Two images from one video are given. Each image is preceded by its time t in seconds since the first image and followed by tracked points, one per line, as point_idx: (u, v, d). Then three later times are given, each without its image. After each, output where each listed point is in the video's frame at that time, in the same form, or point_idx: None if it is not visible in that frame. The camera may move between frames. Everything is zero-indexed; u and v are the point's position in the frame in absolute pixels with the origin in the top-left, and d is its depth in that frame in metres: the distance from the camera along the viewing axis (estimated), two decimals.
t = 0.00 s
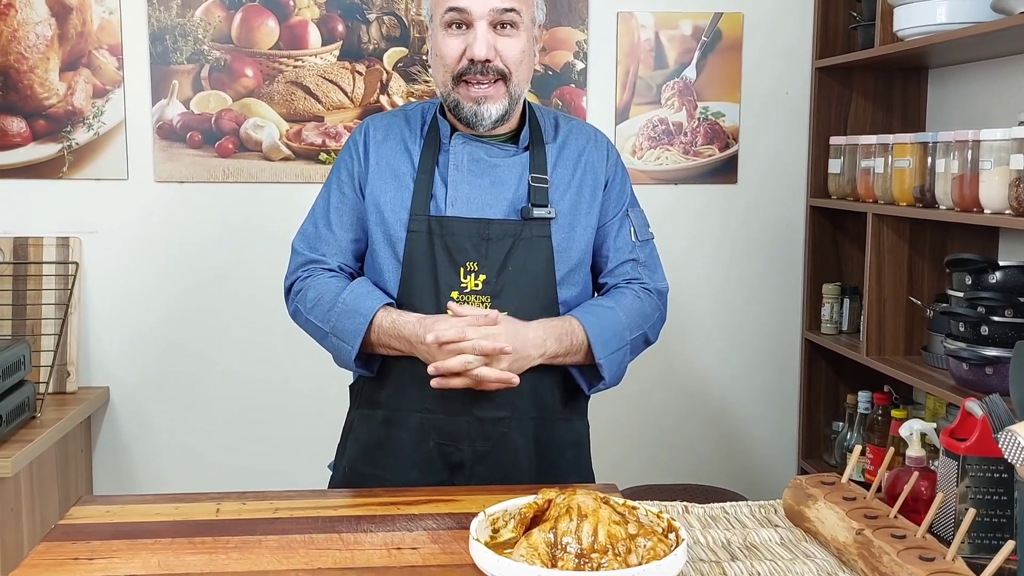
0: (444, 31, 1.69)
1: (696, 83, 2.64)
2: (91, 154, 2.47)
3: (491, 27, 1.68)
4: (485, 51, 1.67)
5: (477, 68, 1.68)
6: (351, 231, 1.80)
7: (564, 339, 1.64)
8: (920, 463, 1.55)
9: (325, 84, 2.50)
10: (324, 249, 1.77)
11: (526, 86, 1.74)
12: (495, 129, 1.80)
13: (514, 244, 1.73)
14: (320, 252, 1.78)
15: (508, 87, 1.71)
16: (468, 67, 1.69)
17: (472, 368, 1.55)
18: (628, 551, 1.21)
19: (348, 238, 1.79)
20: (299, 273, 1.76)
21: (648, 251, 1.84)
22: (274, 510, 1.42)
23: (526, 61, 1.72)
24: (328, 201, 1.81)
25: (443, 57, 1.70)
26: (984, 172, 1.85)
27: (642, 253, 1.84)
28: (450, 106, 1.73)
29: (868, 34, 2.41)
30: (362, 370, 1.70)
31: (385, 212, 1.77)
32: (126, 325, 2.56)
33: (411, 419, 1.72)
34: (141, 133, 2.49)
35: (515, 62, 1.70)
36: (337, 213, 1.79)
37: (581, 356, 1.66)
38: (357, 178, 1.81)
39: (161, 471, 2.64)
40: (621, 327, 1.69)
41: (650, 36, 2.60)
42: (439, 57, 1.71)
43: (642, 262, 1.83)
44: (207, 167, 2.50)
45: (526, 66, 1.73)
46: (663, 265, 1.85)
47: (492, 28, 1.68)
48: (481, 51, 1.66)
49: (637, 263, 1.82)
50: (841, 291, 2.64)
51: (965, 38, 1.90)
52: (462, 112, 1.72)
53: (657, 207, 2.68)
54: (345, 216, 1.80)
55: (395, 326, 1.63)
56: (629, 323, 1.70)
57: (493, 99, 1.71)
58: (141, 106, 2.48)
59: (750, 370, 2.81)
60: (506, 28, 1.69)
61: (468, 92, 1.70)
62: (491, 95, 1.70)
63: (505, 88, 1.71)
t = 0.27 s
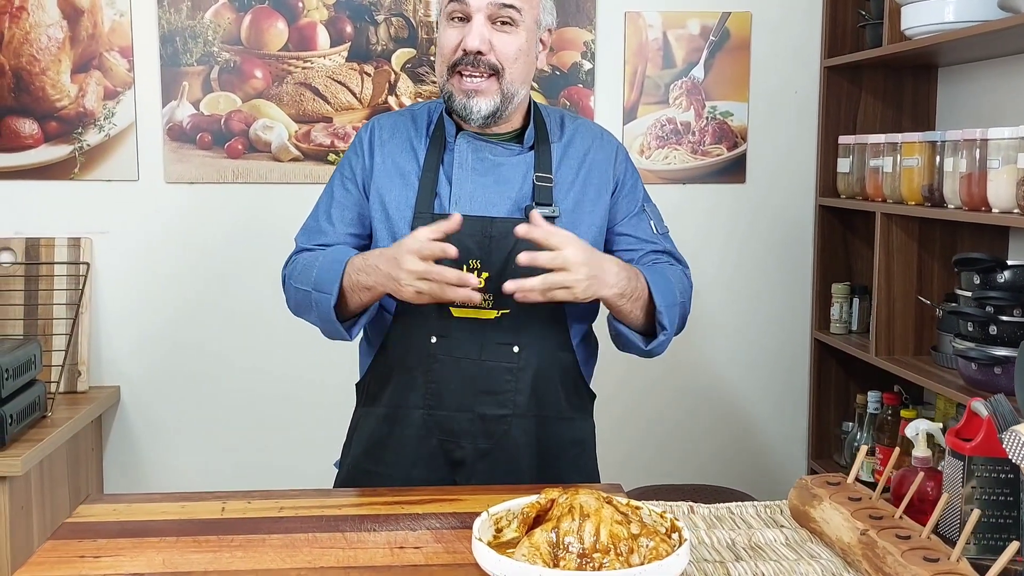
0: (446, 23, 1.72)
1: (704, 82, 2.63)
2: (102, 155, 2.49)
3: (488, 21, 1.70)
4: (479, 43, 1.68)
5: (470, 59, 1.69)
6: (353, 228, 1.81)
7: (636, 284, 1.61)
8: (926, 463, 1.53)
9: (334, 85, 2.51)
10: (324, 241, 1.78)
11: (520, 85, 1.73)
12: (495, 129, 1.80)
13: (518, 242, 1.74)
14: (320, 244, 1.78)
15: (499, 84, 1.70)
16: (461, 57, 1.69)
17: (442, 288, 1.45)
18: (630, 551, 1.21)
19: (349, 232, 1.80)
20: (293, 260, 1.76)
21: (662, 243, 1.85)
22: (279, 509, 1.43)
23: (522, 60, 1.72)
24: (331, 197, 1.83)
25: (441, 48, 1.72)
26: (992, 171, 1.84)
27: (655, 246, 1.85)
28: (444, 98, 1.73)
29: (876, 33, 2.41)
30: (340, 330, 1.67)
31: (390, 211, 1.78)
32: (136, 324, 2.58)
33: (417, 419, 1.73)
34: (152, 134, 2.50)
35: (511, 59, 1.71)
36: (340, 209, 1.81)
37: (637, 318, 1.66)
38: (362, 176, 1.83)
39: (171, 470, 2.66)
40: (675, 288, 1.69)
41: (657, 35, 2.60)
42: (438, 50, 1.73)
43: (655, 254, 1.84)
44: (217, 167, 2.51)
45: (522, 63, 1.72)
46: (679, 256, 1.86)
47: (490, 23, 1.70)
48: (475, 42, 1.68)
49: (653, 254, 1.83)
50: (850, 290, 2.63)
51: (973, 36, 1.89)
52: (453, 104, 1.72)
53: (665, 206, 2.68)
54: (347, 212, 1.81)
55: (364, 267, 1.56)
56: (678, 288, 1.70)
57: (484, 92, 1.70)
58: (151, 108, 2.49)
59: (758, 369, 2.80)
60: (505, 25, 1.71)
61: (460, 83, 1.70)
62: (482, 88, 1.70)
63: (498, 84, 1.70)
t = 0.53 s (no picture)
0: (453, 31, 1.72)
1: (709, 85, 2.63)
2: (110, 158, 2.51)
3: (495, 30, 1.70)
4: (486, 52, 1.69)
5: (477, 68, 1.70)
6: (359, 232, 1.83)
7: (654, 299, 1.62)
8: (929, 467, 1.53)
9: (340, 88, 2.52)
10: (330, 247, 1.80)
11: (529, 91, 1.74)
12: (503, 134, 1.82)
13: (525, 246, 1.74)
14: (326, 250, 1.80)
15: (508, 91, 1.72)
16: (469, 66, 1.70)
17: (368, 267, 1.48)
18: (630, 554, 1.21)
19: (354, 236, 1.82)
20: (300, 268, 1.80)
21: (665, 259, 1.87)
22: (281, 511, 1.44)
23: (529, 66, 1.73)
24: (338, 203, 1.85)
25: (449, 56, 1.73)
26: (997, 174, 1.84)
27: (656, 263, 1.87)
28: (453, 106, 1.74)
29: (882, 35, 2.41)
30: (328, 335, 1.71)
31: (396, 213, 1.79)
32: (145, 327, 2.60)
33: (421, 421, 1.73)
34: (159, 138, 2.52)
35: (518, 66, 1.72)
36: (346, 214, 1.83)
37: (647, 335, 1.67)
38: (370, 181, 1.84)
39: (178, 472, 2.67)
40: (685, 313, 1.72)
41: (663, 38, 2.60)
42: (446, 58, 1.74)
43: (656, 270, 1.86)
44: (223, 170, 2.53)
45: (530, 71, 1.74)
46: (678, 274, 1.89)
47: (497, 31, 1.70)
48: (482, 52, 1.68)
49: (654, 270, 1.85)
50: (856, 293, 2.63)
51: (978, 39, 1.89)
52: (462, 112, 1.73)
53: (671, 208, 2.68)
54: (353, 216, 1.83)
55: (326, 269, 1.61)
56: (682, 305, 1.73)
57: (493, 100, 1.71)
58: (158, 111, 2.51)
59: (765, 372, 2.80)
60: (511, 32, 1.71)
61: (468, 92, 1.72)
62: (491, 96, 1.71)
63: (506, 91, 1.72)
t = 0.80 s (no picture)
0: (456, 38, 1.73)
1: (710, 93, 2.64)
2: (112, 165, 2.52)
3: (497, 35, 1.71)
4: (488, 57, 1.69)
5: (480, 74, 1.70)
6: (361, 240, 1.84)
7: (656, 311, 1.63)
8: (926, 475, 1.54)
9: (341, 96, 2.53)
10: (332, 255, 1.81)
11: (531, 97, 1.75)
12: (505, 141, 1.82)
13: (526, 253, 1.74)
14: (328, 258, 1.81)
15: (509, 96, 1.72)
16: (472, 72, 1.71)
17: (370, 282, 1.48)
18: (624, 561, 1.21)
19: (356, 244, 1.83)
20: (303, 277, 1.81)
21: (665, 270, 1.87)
22: (277, 518, 1.44)
23: (532, 71, 1.74)
24: (340, 211, 1.86)
25: (452, 63, 1.74)
26: (995, 182, 1.84)
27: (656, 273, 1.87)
28: (458, 112, 1.75)
29: (881, 44, 2.41)
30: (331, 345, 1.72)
31: (397, 219, 1.79)
32: (146, 333, 2.60)
33: (419, 428, 1.73)
34: (161, 145, 2.53)
35: (520, 71, 1.72)
36: (348, 222, 1.84)
37: (644, 347, 1.68)
38: (371, 187, 1.85)
39: (178, 479, 2.67)
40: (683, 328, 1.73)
41: (664, 46, 2.61)
42: (450, 64, 1.74)
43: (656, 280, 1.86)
44: (225, 178, 2.54)
45: (531, 76, 1.74)
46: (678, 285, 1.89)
47: (499, 36, 1.71)
48: (485, 57, 1.69)
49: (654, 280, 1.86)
50: (857, 301, 2.63)
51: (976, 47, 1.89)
52: (466, 118, 1.74)
53: (672, 215, 2.68)
54: (355, 224, 1.84)
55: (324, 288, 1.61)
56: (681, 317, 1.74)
57: (496, 105, 1.72)
58: (161, 119, 2.52)
59: (768, 380, 2.80)
60: (514, 37, 1.72)
61: (472, 97, 1.72)
62: (494, 101, 1.71)
63: (509, 96, 1.72)
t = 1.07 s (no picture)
0: (457, 46, 1.74)
1: (714, 99, 2.64)
2: (118, 171, 2.53)
3: (498, 41, 1.71)
4: (489, 64, 1.70)
5: (481, 80, 1.71)
6: (364, 245, 1.84)
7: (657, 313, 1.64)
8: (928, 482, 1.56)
9: (345, 102, 2.53)
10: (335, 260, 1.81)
11: (533, 102, 1.75)
12: (507, 146, 1.81)
13: (527, 259, 1.74)
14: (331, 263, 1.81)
15: (511, 100, 1.72)
16: (473, 79, 1.71)
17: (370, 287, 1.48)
18: (622, 567, 1.21)
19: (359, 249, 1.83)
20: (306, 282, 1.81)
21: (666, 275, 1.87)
22: (278, 523, 1.44)
23: (533, 76, 1.74)
24: (343, 217, 1.86)
25: (454, 70, 1.74)
26: (999, 188, 1.83)
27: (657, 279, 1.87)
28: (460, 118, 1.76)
29: (885, 50, 2.41)
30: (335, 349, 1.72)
31: (399, 225, 1.80)
32: (151, 338, 2.61)
33: (420, 434, 1.73)
34: (166, 151, 2.54)
35: (521, 76, 1.72)
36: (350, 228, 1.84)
37: (645, 351, 1.68)
38: (373, 193, 1.85)
39: (182, 483, 2.67)
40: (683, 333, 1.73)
41: (667, 53, 2.61)
42: (451, 72, 1.75)
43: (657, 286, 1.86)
44: (229, 184, 2.55)
45: (532, 81, 1.74)
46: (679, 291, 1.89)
47: (500, 43, 1.72)
48: (486, 63, 1.69)
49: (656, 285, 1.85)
50: (862, 308, 2.62)
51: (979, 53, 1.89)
52: (468, 123, 1.74)
53: (676, 221, 2.68)
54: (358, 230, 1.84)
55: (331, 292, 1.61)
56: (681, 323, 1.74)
57: (498, 109, 1.72)
58: (166, 125, 2.53)
59: (772, 387, 2.79)
60: (514, 44, 1.73)
61: (473, 103, 1.72)
62: (495, 105, 1.72)
63: (510, 100, 1.72)
